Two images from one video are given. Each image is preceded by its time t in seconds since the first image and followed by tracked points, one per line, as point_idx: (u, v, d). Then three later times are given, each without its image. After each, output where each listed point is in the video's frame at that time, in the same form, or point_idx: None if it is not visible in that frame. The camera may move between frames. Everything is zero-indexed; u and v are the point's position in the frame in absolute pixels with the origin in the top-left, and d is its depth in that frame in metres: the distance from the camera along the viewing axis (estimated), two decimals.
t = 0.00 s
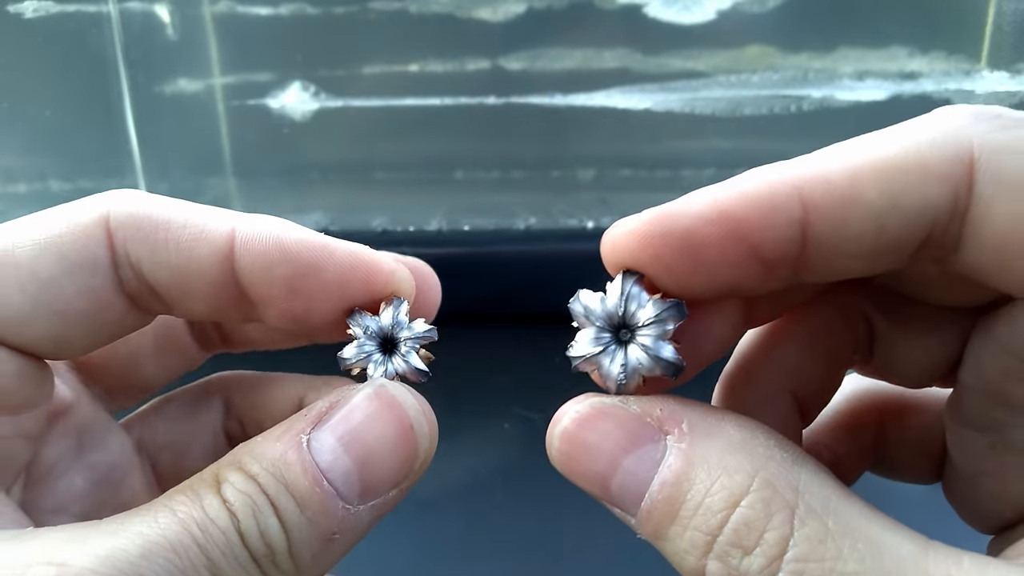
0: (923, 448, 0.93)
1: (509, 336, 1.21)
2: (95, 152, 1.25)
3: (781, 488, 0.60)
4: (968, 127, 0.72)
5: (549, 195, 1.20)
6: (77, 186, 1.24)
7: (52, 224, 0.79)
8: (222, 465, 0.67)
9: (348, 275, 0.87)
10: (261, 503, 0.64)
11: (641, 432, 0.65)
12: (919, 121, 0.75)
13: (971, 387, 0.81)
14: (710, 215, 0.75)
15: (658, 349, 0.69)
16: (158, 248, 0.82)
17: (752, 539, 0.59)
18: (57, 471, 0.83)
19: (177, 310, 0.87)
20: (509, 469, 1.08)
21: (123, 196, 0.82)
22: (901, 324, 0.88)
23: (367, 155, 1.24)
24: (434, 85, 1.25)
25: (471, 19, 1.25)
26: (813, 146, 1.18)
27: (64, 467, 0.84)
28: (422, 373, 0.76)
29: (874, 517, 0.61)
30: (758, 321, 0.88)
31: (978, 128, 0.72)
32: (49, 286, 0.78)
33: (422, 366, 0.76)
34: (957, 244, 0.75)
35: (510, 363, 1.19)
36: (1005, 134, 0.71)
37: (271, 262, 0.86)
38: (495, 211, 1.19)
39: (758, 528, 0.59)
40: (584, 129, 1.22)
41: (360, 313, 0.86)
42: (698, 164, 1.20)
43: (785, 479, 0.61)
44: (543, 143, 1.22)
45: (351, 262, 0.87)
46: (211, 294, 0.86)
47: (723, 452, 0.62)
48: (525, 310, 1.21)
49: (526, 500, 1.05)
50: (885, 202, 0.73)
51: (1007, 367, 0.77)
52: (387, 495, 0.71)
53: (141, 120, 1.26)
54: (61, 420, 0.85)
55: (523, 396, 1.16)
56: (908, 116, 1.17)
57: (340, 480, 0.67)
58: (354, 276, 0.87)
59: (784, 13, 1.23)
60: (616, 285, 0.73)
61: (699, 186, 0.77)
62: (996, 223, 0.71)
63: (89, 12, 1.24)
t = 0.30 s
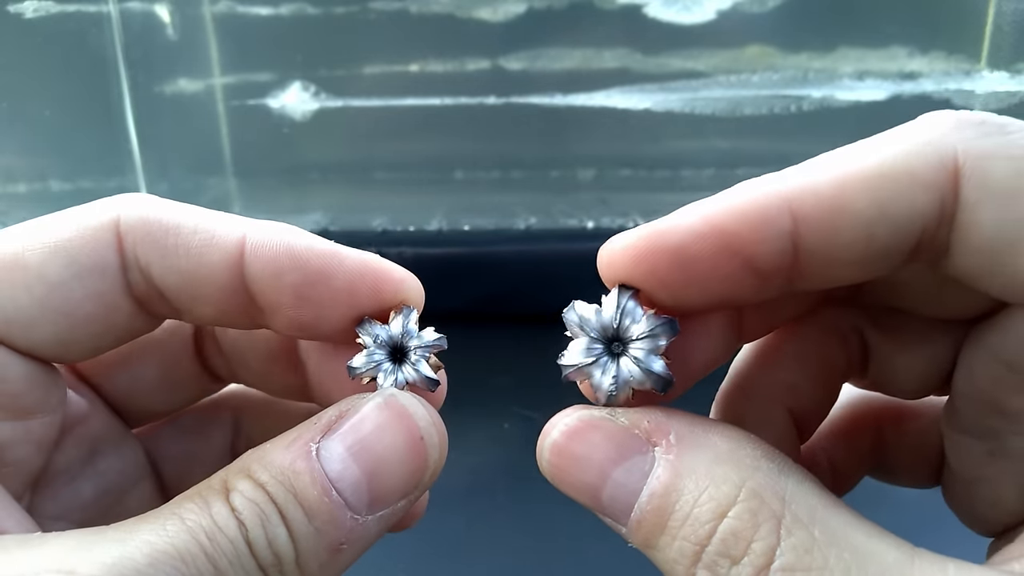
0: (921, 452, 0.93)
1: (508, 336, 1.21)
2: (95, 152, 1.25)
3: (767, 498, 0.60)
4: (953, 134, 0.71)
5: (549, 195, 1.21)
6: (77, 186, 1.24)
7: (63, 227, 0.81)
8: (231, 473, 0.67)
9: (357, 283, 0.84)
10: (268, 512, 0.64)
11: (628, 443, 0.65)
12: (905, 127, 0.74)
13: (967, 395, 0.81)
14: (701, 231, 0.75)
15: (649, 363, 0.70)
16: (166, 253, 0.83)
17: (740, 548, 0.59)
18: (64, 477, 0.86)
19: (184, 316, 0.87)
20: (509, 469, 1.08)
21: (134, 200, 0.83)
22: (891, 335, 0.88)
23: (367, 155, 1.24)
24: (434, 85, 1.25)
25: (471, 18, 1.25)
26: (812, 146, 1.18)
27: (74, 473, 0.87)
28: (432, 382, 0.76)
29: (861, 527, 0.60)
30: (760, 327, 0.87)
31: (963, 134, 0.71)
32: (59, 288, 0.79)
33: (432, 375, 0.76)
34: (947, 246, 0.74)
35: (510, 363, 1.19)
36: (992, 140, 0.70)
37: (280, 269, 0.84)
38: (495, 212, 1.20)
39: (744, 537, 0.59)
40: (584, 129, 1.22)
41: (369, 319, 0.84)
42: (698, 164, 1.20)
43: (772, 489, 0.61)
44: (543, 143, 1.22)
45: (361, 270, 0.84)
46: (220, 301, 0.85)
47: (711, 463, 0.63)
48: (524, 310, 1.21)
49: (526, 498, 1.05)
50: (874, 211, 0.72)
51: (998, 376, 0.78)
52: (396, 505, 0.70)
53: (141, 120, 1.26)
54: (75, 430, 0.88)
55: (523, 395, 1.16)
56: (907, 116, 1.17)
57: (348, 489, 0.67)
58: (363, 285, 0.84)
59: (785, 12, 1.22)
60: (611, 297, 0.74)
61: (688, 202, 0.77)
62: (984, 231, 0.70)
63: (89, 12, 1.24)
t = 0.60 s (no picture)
0: (928, 452, 0.93)
1: (507, 335, 1.22)
2: (96, 153, 1.26)
3: (777, 497, 0.60)
4: (973, 123, 0.71)
5: (550, 195, 1.21)
6: (77, 186, 1.25)
7: (74, 231, 0.81)
8: (236, 477, 0.67)
9: (363, 288, 0.84)
10: (273, 517, 0.64)
11: (632, 440, 0.65)
12: (924, 118, 0.73)
13: (973, 396, 0.81)
14: (722, 227, 0.74)
15: (662, 362, 0.69)
16: (175, 260, 0.83)
17: (749, 548, 0.59)
18: (67, 478, 0.86)
19: (190, 324, 0.87)
20: (510, 470, 1.08)
21: (145, 208, 0.84)
22: (899, 335, 0.88)
23: (367, 155, 1.24)
24: (434, 85, 1.25)
25: (471, 19, 1.25)
26: (812, 146, 1.18)
27: (77, 475, 0.87)
28: (436, 388, 0.75)
29: (870, 525, 0.60)
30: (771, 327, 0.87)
31: (982, 123, 0.71)
32: (67, 291, 0.79)
33: (437, 381, 0.76)
34: (964, 241, 0.73)
35: (511, 364, 1.19)
36: (1011, 129, 0.69)
37: (287, 274, 0.84)
38: (495, 212, 1.20)
39: (754, 537, 0.59)
40: (584, 130, 1.23)
41: (375, 326, 0.84)
42: (698, 164, 1.21)
43: (782, 488, 0.61)
44: (542, 143, 1.23)
45: (366, 275, 0.84)
46: (226, 307, 0.85)
47: (719, 460, 0.62)
48: (525, 310, 1.21)
49: (528, 497, 1.06)
50: (894, 203, 0.71)
51: (1008, 376, 0.78)
52: (401, 513, 0.70)
53: (141, 120, 1.26)
54: (81, 431, 0.88)
55: (524, 395, 1.16)
56: (907, 116, 1.17)
57: (354, 495, 0.67)
58: (369, 290, 0.84)
59: (785, 12, 1.22)
60: (629, 293, 0.74)
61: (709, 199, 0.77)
62: (1002, 222, 0.70)
63: (89, 12, 1.24)
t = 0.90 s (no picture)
0: (939, 431, 0.91)
1: (507, 335, 1.22)
2: (96, 152, 1.26)
3: (786, 492, 0.60)
4: (982, 120, 0.70)
5: (550, 195, 1.22)
6: (77, 186, 1.26)
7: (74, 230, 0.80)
8: (236, 477, 0.66)
9: (365, 289, 0.85)
10: (276, 515, 0.64)
11: (640, 435, 0.64)
12: (933, 116, 0.73)
13: (992, 360, 0.77)
14: (737, 225, 0.73)
15: (672, 360, 0.68)
16: (177, 258, 0.83)
17: (757, 543, 0.59)
18: (68, 477, 0.86)
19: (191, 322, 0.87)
20: (510, 470, 1.08)
21: (145, 206, 0.83)
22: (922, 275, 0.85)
23: (367, 156, 1.25)
24: (434, 85, 1.25)
25: (471, 19, 1.24)
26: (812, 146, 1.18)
27: (77, 474, 0.86)
28: (435, 390, 0.75)
29: (877, 519, 0.60)
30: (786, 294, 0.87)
31: (990, 121, 0.70)
32: (69, 291, 0.79)
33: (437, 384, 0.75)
34: (974, 238, 0.72)
35: (511, 364, 1.19)
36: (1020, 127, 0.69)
37: (290, 274, 0.85)
38: (494, 211, 1.21)
39: (763, 532, 0.59)
40: (584, 129, 1.23)
41: (376, 326, 0.84)
42: (698, 164, 1.21)
43: (790, 483, 0.60)
44: (542, 142, 1.23)
45: (368, 276, 0.84)
46: (229, 307, 0.85)
47: (727, 455, 0.62)
48: (524, 309, 1.21)
49: (528, 495, 1.06)
50: (906, 199, 0.70)
51: None
52: (401, 510, 0.70)
53: (141, 120, 1.26)
54: (82, 431, 0.87)
55: (524, 395, 1.16)
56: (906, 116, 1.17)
57: (354, 493, 0.68)
58: (371, 291, 0.85)
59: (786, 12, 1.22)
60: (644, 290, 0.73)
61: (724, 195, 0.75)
62: (1011, 217, 0.69)
63: (89, 12, 1.24)
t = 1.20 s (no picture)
0: (929, 444, 0.91)
1: (508, 336, 1.21)
2: (96, 153, 1.26)
3: (777, 498, 0.60)
4: (966, 130, 0.69)
5: (549, 195, 1.21)
6: (77, 186, 1.26)
7: (78, 231, 0.80)
8: (248, 488, 0.66)
9: (371, 300, 0.84)
10: (288, 527, 0.64)
11: (637, 441, 0.65)
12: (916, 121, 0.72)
13: (982, 375, 0.77)
14: (719, 230, 0.74)
15: (662, 369, 0.68)
16: (182, 262, 0.82)
17: (748, 546, 0.59)
18: (72, 481, 0.86)
19: (196, 326, 0.87)
20: (510, 472, 1.08)
21: (151, 208, 0.83)
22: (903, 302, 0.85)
23: (367, 156, 1.25)
24: (434, 85, 1.25)
25: (471, 19, 1.24)
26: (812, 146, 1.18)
27: (81, 477, 0.87)
28: (448, 403, 0.76)
29: (871, 528, 0.59)
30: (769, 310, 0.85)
31: (976, 130, 0.69)
32: (73, 293, 0.79)
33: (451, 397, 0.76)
34: (959, 245, 0.71)
35: (511, 365, 1.18)
36: (1004, 136, 0.68)
37: (295, 282, 0.84)
38: (493, 210, 1.21)
39: (755, 538, 0.59)
40: (585, 129, 1.23)
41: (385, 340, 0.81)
42: (698, 164, 1.21)
43: (782, 490, 0.61)
44: (543, 142, 1.23)
45: (375, 286, 0.84)
46: (235, 313, 0.85)
47: (722, 462, 0.62)
48: (525, 309, 1.21)
49: (527, 496, 1.06)
50: (887, 209, 0.70)
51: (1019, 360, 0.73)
52: (412, 526, 0.71)
53: (141, 120, 1.26)
54: (85, 435, 0.87)
55: (524, 397, 1.15)
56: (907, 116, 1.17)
57: (366, 509, 0.68)
58: (377, 302, 0.84)
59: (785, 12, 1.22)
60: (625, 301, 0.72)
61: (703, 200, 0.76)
62: (995, 230, 0.68)
63: (89, 12, 1.24)
